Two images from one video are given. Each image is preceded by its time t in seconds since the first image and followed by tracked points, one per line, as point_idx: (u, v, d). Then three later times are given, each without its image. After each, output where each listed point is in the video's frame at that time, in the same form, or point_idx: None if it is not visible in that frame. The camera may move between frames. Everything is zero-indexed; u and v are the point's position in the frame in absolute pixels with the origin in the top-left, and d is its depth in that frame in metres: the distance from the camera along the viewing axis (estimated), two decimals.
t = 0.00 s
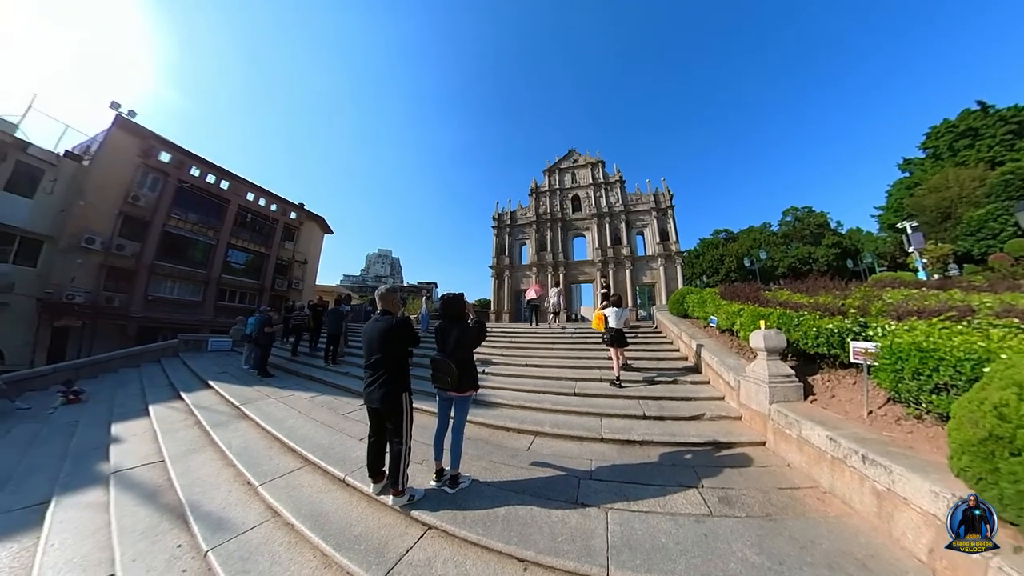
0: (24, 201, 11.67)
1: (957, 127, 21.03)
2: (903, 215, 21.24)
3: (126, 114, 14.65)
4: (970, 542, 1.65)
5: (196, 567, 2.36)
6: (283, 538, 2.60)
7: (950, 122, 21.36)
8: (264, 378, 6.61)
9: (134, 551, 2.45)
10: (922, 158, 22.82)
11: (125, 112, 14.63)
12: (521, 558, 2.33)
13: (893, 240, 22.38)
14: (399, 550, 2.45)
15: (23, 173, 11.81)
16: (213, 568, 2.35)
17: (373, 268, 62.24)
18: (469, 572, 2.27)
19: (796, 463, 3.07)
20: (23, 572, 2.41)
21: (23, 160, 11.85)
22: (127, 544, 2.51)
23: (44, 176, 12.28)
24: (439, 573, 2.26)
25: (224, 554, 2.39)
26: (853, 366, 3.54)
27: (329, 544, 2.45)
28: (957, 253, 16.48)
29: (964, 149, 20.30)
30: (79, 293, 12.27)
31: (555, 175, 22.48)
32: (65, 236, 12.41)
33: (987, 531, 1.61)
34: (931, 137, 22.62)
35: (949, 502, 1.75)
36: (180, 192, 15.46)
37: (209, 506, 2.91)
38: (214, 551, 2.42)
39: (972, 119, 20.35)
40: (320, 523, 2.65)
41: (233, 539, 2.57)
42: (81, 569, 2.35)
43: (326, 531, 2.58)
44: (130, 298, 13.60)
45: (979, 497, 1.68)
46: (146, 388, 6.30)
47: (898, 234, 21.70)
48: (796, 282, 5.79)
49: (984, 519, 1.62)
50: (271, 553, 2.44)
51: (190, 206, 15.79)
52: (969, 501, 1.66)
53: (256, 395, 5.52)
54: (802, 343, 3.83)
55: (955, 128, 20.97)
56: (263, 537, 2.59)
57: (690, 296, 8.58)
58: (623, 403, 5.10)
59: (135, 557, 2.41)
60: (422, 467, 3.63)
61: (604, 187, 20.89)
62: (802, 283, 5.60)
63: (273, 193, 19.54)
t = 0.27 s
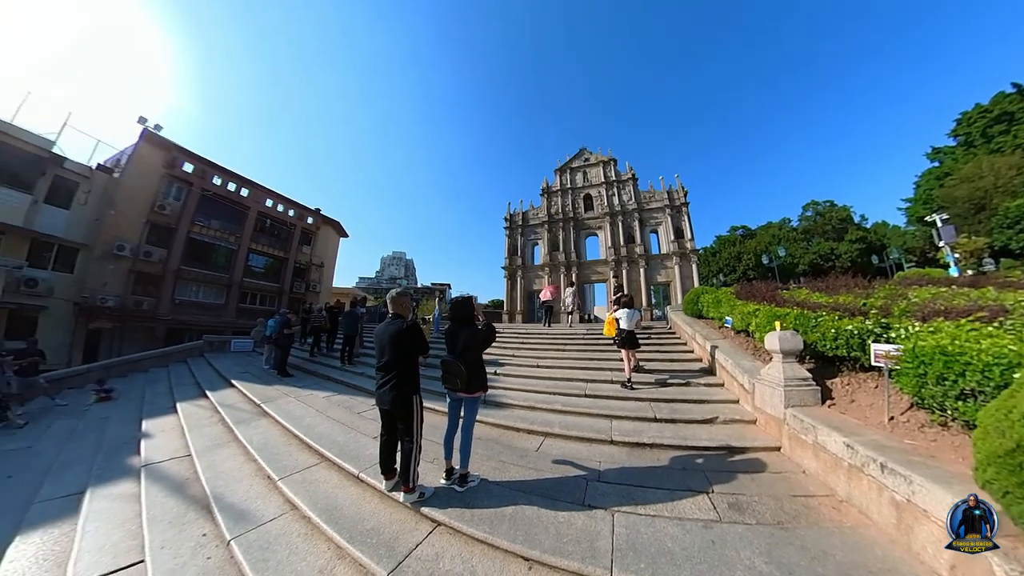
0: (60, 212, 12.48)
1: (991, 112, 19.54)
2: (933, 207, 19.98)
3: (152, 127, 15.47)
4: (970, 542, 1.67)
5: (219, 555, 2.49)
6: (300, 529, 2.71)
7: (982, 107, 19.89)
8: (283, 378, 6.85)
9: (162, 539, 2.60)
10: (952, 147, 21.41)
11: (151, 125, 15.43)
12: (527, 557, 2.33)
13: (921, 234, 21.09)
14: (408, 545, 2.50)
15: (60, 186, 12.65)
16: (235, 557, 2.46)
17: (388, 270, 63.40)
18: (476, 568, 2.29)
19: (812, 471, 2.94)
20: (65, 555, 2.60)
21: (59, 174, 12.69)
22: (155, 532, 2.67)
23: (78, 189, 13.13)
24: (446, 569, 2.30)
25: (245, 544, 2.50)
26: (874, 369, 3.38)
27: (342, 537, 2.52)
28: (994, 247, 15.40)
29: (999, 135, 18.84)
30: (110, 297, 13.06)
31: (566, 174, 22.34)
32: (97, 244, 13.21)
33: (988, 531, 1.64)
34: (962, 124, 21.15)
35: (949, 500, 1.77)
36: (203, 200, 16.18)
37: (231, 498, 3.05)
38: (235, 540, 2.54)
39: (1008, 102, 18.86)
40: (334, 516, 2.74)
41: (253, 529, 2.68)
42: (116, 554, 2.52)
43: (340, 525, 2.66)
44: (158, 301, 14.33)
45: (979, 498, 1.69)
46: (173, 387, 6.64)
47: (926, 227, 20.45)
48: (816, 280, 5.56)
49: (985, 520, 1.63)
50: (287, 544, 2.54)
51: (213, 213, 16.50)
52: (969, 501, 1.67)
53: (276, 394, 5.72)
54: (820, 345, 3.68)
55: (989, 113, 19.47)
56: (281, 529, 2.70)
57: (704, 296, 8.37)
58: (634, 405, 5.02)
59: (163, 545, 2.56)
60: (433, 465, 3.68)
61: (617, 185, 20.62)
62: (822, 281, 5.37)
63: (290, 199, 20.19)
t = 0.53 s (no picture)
0: (91, 221, 13.21)
1: None
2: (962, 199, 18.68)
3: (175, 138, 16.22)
4: (971, 543, 1.66)
5: (238, 542, 2.59)
6: (314, 520, 2.79)
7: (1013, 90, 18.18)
8: (300, 376, 7.06)
9: (186, 526, 2.73)
10: (983, 134, 19.89)
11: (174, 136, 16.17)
12: (530, 553, 2.33)
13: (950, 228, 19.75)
14: (415, 537, 2.54)
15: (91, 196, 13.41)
16: (253, 545, 2.56)
17: (402, 272, 64.39)
18: (480, 563, 2.31)
19: (827, 475, 2.83)
20: (98, 538, 2.77)
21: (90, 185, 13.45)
22: (179, 519, 2.81)
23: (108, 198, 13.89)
24: (451, 561, 2.32)
25: (262, 532, 2.60)
26: (896, 370, 3.22)
27: (353, 528, 2.59)
28: None
29: None
30: (138, 300, 13.76)
31: (576, 173, 22.18)
32: (125, 250, 13.93)
33: (988, 531, 1.63)
34: (992, 110, 19.42)
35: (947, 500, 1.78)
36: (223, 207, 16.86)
37: (250, 489, 3.17)
38: (252, 528, 2.64)
39: None
40: (346, 508, 2.81)
41: (270, 519, 2.78)
42: (144, 539, 2.66)
43: (352, 516, 2.73)
44: (182, 304, 15.00)
45: (978, 498, 1.68)
46: (196, 385, 6.94)
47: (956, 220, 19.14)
48: (835, 277, 5.35)
49: (986, 521, 1.62)
50: (301, 533, 2.63)
51: (233, 218, 17.17)
52: (970, 501, 1.67)
53: (293, 392, 5.90)
54: (838, 344, 3.53)
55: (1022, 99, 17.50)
56: (296, 518, 2.79)
57: (718, 294, 8.16)
58: (644, 405, 4.94)
59: (187, 531, 2.69)
60: (442, 462, 3.72)
61: (628, 183, 20.35)
62: (842, 278, 5.14)
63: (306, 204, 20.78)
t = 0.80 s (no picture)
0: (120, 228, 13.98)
1: None
2: (995, 189, 17.57)
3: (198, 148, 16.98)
4: (971, 543, 1.68)
5: (258, 531, 2.71)
6: (330, 512, 2.88)
7: None
8: (317, 375, 7.27)
9: (211, 514, 2.88)
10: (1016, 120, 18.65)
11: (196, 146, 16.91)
12: (535, 549, 2.34)
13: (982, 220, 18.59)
14: (424, 531, 2.59)
15: (120, 205, 14.18)
16: (272, 534, 2.67)
17: (416, 273, 65.29)
18: (486, 558, 2.33)
19: (842, 481, 2.72)
20: (130, 524, 2.95)
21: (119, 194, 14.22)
22: (204, 508, 2.96)
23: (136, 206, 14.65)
24: (458, 555, 2.36)
25: (280, 522, 2.71)
26: (917, 373, 3.07)
27: (366, 521, 2.66)
28: None
29: None
30: (164, 303, 14.48)
31: (586, 172, 22.00)
32: (152, 255, 14.69)
33: (987, 531, 1.63)
34: None
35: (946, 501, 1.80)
36: (242, 213, 17.54)
37: (269, 481, 3.31)
38: (271, 519, 2.76)
39: None
40: (359, 502, 2.89)
41: (288, 510, 2.89)
42: (172, 526, 2.82)
43: (365, 509, 2.81)
44: (205, 306, 15.68)
45: (978, 498, 1.70)
46: (219, 383, 7.24)
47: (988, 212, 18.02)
48: (855, 274, 5.13)
49: (985, 520, 1.63)
50: (317, 524, 2.72)
51: (251, 224, 17.84)
52: (970, 502, 1.68)
53: (310, 391, 6.09)
54: (855, 346, 3.39)
55: None
56: (313, 510, 2.89)
57: (732, 293, 7.95)
58: (655, 406, 4.86)
59: (211, 519, 2.83)
60: (452, 460, 3.77)
61: (640, 181, 20.05)
62: (862, 276, 4.93)
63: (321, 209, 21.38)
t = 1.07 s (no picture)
0: (149, 236, 14.76)
1: None
2: None
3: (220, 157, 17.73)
4: (970, 542, 1.70)
5: (277, 521, 2.82)
6: (343, 504, 2.97)
7: None
8: (333, 374, 7.47)
9: (234, 503, 3.01)
10: None
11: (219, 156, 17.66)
12: (541, 545, 2.35)
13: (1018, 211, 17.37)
14: (434, 524, 2.63)
15: (149, 214, 14.98)
16: (289, 524, 2.77)
17: (430, 275, 66.08)
18: (492, 552, 2.36)
19: (860, 485, 2.61)
20: (160, 512, 3.12)
21: (148, 203, 15.03)
22: (227, 498, 3.10)
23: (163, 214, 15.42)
24: (465, 549, 2.38)
25: (297, 513, 2.80)
26: (944, 373, 2.91)
27: (377, 513, 2.73)
28: None
29: None
30: (190, 305, 15.19)
31: (598, 170, 21.76)
32: (178, 261, 15.47)
33: (988, 531, 1.66)
34: None
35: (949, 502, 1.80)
36: (262, 219, 18.22)
37: (288, 474, 3.43)
38: (289, 509, 2.86)
39: None
40: (372, 496, 2.96)
41: (303, 502, 2.99)
42: (197, 514, 2.97)
43: (376, 502, 2.88)
44: (227, 307, 16.36)
45: (981, 498, 1.71)
46: (241, 382, 7.54)
47: None
48: (878, 271, 4.89)
49: (985, 520, 1.67)
50: (330, 515, 2.81)
51: (270, 229, 18.51)
52: (970, 501, 1.71)
53: (326, 389, 6.27)
54: (876, 345, 3.23)
55: None
56: (328, 502, 2.98)
57: (747, 291, 7.71)
58: (666, 407, 4.77)
59: (233, 508, 2.96)
60: (462, 457, 3.80)
61: (653, 178, 19.70)
62: (886, 272, 4.70)
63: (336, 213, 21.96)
